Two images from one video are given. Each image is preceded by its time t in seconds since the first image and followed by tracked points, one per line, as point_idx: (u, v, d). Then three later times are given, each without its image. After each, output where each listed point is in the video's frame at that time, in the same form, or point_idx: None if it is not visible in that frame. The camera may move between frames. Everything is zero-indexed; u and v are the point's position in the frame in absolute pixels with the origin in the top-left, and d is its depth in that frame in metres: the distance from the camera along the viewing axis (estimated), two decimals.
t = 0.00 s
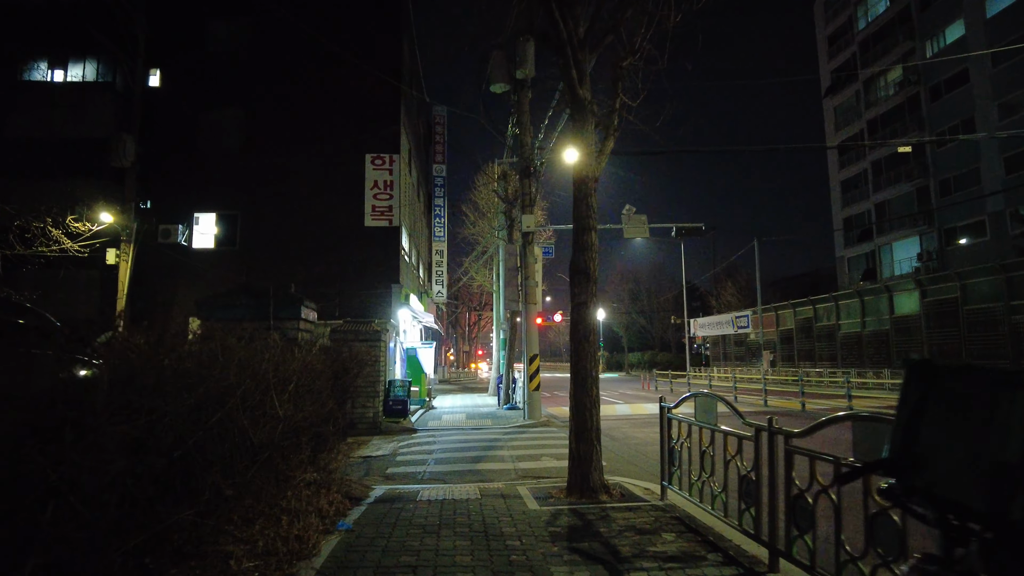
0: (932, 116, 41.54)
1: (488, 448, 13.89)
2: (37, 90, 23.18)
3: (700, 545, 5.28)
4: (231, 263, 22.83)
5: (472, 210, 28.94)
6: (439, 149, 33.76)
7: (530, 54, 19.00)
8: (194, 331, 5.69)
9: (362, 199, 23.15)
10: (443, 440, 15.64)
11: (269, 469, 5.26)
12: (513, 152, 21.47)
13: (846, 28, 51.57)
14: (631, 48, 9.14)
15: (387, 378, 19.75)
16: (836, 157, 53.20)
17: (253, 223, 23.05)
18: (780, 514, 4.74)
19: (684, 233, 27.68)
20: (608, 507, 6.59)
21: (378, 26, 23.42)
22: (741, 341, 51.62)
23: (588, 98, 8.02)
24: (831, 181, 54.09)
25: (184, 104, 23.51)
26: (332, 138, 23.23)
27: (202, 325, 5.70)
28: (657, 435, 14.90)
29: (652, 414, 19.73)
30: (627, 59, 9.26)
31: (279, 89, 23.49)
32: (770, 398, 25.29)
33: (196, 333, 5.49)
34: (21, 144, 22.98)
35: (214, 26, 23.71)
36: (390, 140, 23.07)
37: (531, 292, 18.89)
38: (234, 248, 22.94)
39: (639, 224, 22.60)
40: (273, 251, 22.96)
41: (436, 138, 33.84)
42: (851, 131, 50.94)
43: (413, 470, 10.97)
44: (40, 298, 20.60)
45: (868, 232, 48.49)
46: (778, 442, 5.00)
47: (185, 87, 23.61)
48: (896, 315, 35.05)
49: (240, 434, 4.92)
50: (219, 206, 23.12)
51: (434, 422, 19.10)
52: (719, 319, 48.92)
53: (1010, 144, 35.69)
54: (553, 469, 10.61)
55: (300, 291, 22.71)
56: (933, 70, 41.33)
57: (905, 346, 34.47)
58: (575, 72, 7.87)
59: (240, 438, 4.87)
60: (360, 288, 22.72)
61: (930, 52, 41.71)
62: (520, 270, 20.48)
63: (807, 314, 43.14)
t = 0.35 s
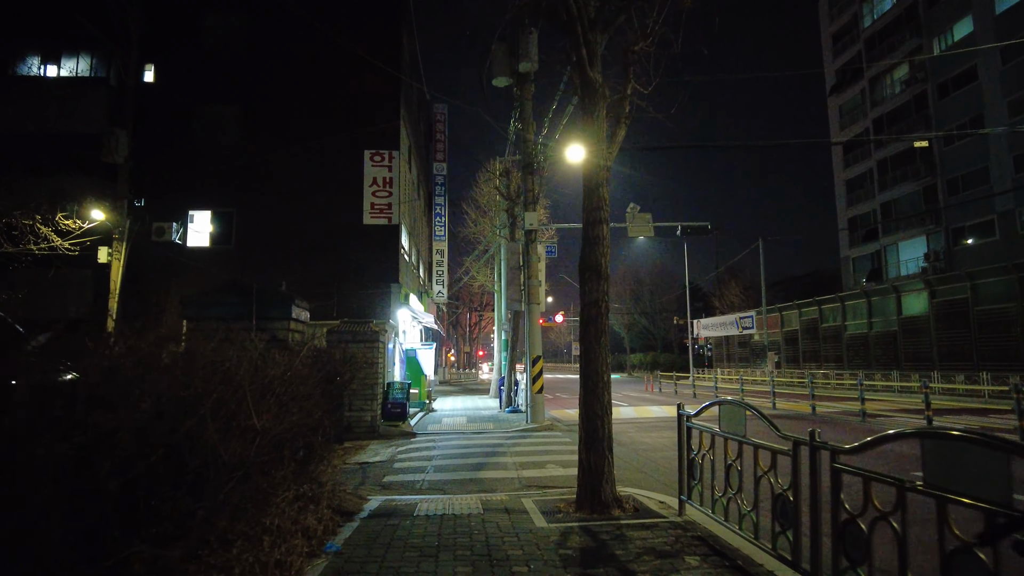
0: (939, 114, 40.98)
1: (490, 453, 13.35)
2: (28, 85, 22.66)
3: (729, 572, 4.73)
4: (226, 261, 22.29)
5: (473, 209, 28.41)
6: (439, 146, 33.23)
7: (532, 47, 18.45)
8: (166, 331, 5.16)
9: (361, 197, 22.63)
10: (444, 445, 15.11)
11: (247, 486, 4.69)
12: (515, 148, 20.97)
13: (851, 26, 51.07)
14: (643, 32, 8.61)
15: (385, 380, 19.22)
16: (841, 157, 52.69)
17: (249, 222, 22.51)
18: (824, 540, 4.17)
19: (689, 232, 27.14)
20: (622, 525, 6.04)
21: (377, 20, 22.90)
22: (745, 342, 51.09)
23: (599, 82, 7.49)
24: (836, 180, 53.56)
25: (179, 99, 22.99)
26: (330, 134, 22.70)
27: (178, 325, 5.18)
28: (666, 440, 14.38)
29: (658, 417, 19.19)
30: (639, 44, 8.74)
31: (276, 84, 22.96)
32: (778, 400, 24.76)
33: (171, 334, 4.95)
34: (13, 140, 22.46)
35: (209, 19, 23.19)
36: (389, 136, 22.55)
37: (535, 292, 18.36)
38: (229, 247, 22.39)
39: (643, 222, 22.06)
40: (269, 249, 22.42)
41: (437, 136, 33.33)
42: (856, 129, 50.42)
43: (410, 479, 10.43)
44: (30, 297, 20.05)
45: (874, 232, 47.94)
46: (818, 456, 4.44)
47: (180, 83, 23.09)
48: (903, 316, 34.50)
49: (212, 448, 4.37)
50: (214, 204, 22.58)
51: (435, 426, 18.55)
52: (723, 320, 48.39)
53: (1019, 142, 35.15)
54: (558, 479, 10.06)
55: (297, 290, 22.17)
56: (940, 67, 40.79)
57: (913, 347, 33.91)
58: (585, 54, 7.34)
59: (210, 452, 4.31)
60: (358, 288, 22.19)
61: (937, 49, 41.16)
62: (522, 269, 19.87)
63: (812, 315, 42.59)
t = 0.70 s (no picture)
0: (944, 109, 40.43)
1: (487, 456, 12.76)
2: (14, 77, 22.04)
3: None
4: (217, 258, 21.70)
5: (471, 205, 27.81)
6: (438, 142, 32.62)
7: (532, 34, 17.83)
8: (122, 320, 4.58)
9: (355, 191, 22.04)
10: (440, 447, 14.52)
11: (205, 500, 4.08)
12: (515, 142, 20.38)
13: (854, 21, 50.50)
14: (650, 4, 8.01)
15: (381, 380, 18.64)
16: (844, 153, 52.15)
17: (241, 218, 21.92)
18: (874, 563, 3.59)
19: (692, 228, 26.58)
20: (633, 539, 5.46)
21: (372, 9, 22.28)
22: (747, 341, 50.56)
23: (605, 54, 6.87)
24: (839, 177, 53.02)
25: (169, 92, 22.34)
26: (324, 127, 22.12)
27: (134, 318, 4.57)
28: (672, 442, 13.82)
29: (662, 418, 18.61)
30: (646, 18, 8.12)
31: (269, 77, 22.37)
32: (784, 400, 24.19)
33: (122, 327, 4.36)
34: None
35: (200, 10, 22.57)
36: (385, 129, 21.97)
37: (535, 288, 17.76)
38: (221, 244, 21.81)
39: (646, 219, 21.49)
40: (262, 246, 21.83)
41: (434, 131, 32.76)
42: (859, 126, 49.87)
43: (403, 484, 9.84)
44: (15, 296, 19.45)
45: (878, 230, 47.39)
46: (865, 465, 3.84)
47: (171, 75, 22.46)
48: (910, 313, 33.93)
49: (160, 458, 3.76)
50: (205, 199, 21.98)
51: (431, 427, 17.97)
52: (725, 318, 47.83)
53: None
54: (560, 484, 9.46)
55: (291, 288, 21.59)
56: (945, 61, 40.20)
57: (920, 345, 33.35)
58: (590, 22, 6.72)
59: (159, 465, 3.73)
60: (353, 286, 21.60)
61: (942, 44, 40.57)
62: (522, 265, 19.27)
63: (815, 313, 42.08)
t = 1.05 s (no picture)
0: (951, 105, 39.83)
1: (488, 460, 12.20)
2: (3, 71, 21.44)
3: None
4: (211, 256, 21.12)
5: (471, 201, 27.26)
6: (437, 138, 32.02)
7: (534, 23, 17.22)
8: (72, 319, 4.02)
9: (352, 187, 21.48)
10: (440, 450, 13.94)
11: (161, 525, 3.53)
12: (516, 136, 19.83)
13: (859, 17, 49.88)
14: None
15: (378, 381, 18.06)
16: (848, 151, 51.57)
17: (236, 215, 21.35)
18: None
19: (697, 225, 26.03)
20: (651, 560, 4.91)
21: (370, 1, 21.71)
22: (750, 341, 50.01)
23: (617, 26, 6.27)
24: (843, 175, 52.43)
25: (161, 85, 21.72)
26: (320, 121, 21.55)
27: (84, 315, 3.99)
28: (681, 446, 13.27)
29: (668, 420, 18.06)
30: None
31: (263, 70, 21.78)
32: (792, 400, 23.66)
33: (68, 327, 3.80)
34: None
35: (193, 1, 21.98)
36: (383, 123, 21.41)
37: (536, 286, 17.21)
38: (215, 242, 21.24)
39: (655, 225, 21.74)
40: (257, 244, 21.24)
41: (434, 127, 32.22)
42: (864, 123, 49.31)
43: (399, 492, 9.27)
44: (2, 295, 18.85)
45: (883, 228, 46.81)
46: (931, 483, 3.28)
47: (163, 68, 21.86)
48: (917, 312, 33.36)
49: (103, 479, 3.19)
50: (198, 195, 21.38)
51: (430, 429, 17.40)
52: (728, 318, 47.25)
53: None
54: (566, 492, 8.90)
55: (287, 286, 21.02)
56: (952, 57, 39.60)
57: (929, 344, 32.80)
58: None
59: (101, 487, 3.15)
60: (351, 284, 21.04)
61: (949, 39, 39.96)
62: (523, 262, 18.69)
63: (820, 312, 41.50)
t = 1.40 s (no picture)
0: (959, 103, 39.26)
1: (489, 467, 11.63)
2: None
3: None
4: (204, 254, 20.57)
5: (471, 199, 26.67)
6: (437, 136, 31.46)
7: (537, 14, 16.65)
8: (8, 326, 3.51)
9: (348, 184, 20.93)
10: (439, 456, 13.37)
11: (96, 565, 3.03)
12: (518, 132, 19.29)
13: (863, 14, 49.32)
14: None
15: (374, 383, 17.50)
16: (852, 150, 51.02)
17: (229, 212, 20.77)
18: None
19: (702, 224, 25.49)
20: None
21: None
22: (753, 342, 49.47)
23: None
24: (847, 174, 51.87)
25: (153, 79, 21.15)
26: (316, 116, 21.00)
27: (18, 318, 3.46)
28: (690, 453, 12.71)
29: (674, 424, 17.50)
30: None
31: (258, 65, 21.20)
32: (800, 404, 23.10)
33: None
34: None
35: None
36: (380, 119, 20.87)
37: (539, 286, 16.66)
38: (208, 240, 20.66)
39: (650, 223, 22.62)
40: (251, 242, 20.68)
41: (434, 125, 31.71)
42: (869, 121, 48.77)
43: (392, 504, 8.71)
44: None
45: (888, 227, 46.24)
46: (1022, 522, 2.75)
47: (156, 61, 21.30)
48: (925, 313, 32.79)
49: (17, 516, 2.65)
50: (191, 192, 20.83)
51: (428, 433, 16.84)
52: (731, 318, 46.71)
53: None
54: (571, 505, 8.35)
55: (281, 286, 20.49)
56: (960, 54, 39.03)
57: (937, 346, 32.24)
58: None
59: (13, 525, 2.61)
60: (347, 284, 20.47)
61: (957, 35, 39.40)
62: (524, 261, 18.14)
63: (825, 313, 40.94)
